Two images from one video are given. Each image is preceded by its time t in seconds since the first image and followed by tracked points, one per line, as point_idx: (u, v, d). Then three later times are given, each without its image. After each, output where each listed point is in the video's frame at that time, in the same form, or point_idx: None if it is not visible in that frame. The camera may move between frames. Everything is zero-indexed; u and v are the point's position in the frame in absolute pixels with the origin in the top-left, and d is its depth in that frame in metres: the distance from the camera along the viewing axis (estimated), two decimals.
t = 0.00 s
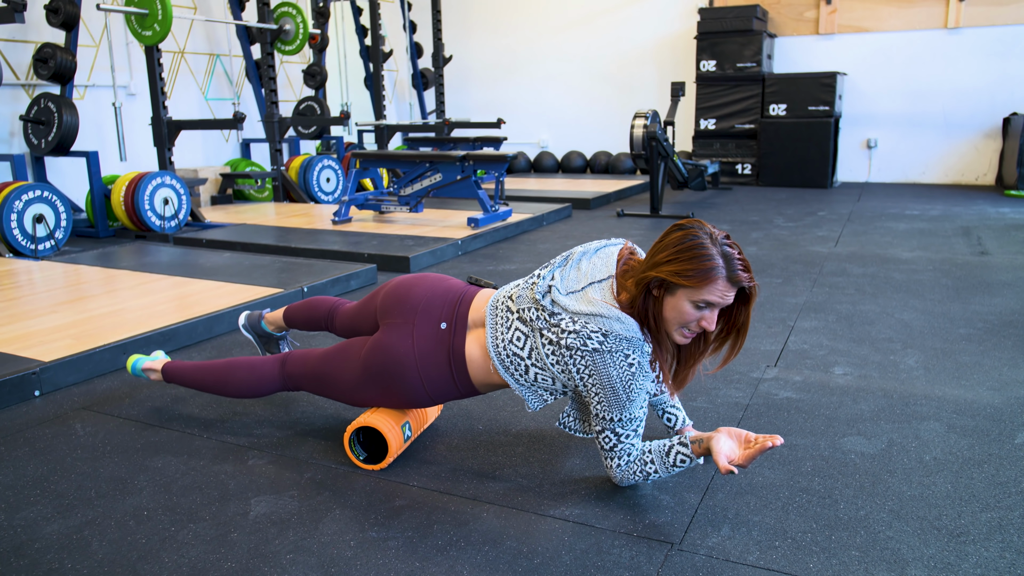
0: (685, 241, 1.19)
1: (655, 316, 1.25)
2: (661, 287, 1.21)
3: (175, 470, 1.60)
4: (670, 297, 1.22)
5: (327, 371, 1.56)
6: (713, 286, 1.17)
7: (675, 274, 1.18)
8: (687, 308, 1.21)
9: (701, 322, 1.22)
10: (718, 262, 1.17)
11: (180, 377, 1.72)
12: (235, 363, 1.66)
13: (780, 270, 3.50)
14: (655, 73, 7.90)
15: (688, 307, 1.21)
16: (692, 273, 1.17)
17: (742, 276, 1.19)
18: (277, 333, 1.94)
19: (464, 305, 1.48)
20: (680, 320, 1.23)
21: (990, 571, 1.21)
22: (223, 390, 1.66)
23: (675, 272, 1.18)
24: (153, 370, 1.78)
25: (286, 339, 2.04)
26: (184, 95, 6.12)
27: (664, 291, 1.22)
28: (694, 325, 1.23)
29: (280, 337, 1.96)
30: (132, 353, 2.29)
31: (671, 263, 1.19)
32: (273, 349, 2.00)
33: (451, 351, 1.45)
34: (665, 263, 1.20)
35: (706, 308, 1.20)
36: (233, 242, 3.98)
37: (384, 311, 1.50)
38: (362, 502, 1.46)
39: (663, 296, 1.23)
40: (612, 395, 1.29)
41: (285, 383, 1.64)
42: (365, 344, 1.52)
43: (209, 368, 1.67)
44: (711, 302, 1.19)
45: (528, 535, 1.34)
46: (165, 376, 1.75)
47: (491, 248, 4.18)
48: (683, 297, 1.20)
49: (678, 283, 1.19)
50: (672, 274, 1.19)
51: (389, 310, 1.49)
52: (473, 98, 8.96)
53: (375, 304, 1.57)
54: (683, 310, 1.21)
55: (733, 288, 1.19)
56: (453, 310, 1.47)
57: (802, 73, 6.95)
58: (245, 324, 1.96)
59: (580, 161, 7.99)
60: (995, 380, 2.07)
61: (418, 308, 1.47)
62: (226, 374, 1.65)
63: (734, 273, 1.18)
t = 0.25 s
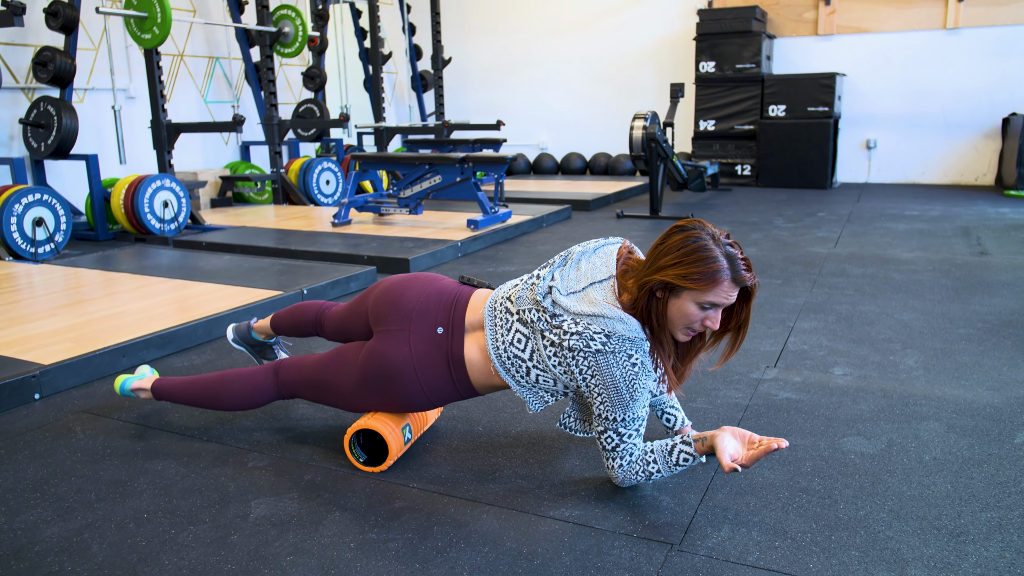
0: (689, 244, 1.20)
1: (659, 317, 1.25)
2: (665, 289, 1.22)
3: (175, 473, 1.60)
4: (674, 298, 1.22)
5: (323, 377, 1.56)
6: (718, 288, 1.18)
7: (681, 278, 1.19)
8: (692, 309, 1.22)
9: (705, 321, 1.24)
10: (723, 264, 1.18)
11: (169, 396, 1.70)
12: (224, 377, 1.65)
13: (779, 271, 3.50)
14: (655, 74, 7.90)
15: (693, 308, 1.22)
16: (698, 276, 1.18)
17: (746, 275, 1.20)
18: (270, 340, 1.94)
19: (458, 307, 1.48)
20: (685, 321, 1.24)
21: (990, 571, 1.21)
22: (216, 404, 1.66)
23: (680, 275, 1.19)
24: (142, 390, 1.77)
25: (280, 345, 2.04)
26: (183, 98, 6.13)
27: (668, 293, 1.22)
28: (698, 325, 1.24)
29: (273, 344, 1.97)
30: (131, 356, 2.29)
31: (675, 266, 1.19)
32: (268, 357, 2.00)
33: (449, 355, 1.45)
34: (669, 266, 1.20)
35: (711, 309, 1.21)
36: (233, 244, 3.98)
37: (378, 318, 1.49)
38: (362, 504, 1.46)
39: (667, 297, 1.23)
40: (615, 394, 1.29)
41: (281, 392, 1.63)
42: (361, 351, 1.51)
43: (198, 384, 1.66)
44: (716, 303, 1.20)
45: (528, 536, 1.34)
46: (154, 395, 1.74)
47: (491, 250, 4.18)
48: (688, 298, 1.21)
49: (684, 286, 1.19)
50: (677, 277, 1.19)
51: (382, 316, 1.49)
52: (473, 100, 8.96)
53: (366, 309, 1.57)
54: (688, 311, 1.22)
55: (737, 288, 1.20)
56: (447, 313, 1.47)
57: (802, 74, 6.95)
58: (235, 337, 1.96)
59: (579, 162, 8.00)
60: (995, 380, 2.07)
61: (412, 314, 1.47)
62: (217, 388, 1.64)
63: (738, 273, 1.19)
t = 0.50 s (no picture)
0: (691, 243, 1.20)
1: (661, 315, 1.26)
2: (668, 288, 1.22)
3: (176, 473, 1.60)
4: (677, 298, 1.23)
5: (325, 375, 1.56)
6: (721, 287, 1.19)
7: (684, 276, 1.19)
8: (695, 308, 1.22)
9: (709, 321, 1.24)
10: (726, 263, 1.19)
11: (169, 388, 1.69)
12: (226, 371, 1.64)
13: (779, 268, 3.50)
14: (654, 73, 7.90)
15: (697, 307, 1.22)
16: (701, 274, 1.18)
17: (749, 274, 1.21)
18: (272, 339, 1.94)
19: (464, 307, 1.48)
20: (689, 320, 1.24)
21: (991, 567, 1.21)
22: (216, 399, 1.65)
23: (683, 273, 1.19)
24: (140, 380, 1.75)
25: (282, 344, 2.03)
26: (182, 98, 6.13)
27: (671, 292, 1.22)
28: (702, 324, 1.24)
29: (275, 343, 1.97)
30: (131, 357, 2.29)
31: (678, 264, 1.20)
32: (269, 355, 1.99)
33: (453, 354, 1.45)
34: (672, 265, 1.21)
35: (715, 307, 1.21)
36: (233, 245, 3.98)
37: (383, 315, 1.49)
38: (362, 503, 1.46)
39: (671, 296, 1.24)
40: (617, 392, 1.29)
41: (282, 389, 1.63)
42: (365, 349, 1.51)
43: (199, 378, 1.65)
44: (719, 302, 1.21)
45: (528, 534, 1.34)
46: (153, 387, 1.72)
47: (490, 249, 4.18)
48: (692, 298, 1.21)
49: (687, 285, 1.20)
50: (680, 275, 1.20)
51: (387, 314, 1.49)
52: (472, 99, 8.96)
53: (372, 308, 1.57)
54: (692, 310, 1.22)
55: (739, 286, 1.21)
56: (453, 313, 1.47)
57: (800, 72, 6.95)
58: (239, 333, 1.94)
59: (579, 161, 8.00)
60: (995, 377, 2.07)
61: (418, 312, 1.47)
62: (218, 382, 1.63)
63: (742, 272, 1.20)
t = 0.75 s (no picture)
0: (710, 248, 1.20)
1: (678, 320, 1.25)
2: (685, 293, 1.22)
3: (177, 473, 1.60)
4: (694, 303, 1.22)
5: (341, 369, 1.56)
6: (738, 293, 1.18)
7: (702, 282, 1.19)
8: (712, 314, 1.22)
9: (726, 327, 1.23)
10: (745, 269, 1.18)
11: (190, 374, 1.71)
12: (245, 361, 1.65)
13: (781, 267, 3.50)
14: (654, 72, 7.90)
15: (714, 312, 1.21)
16: (719, 280, 1.18)
17: (768, 280, 1.21)
18: (284, 336, 1.95)
19: (483, 305, 1.48)
20: (705, 325, 1.24)
21: (993, 566, 1.20)
22: (234, 389, 1.66)
23: (701, 278, 1.19)
24: (162, 369, 1.78)
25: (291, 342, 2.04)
26: (183, 98, 6.13)
27: (688, 297, 1.22)
28: (718, 330, 1.24)
29: (285, 341, 1.97)
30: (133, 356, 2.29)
31: (696, 270, 1.20)
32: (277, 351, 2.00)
33: (469, 349, 1.44)
34: (690, 270, 1.20)
35: (732, 313, 1.21)
36: (234, 245, 3.98)
37: (402, 310, 1.50)
38: (363, 502, 1.46)
39: (688, 301, 1.23)
40: (625, 393, 1.29)
41: (298, 382, 1.64)
42: (382, 343, 1.51)
43: (218, 368, 1.67)
44: (737, 308, 1.21)
45: (529, 533, 1.34)
46: (175, 375, 1.74)
47: (491, 248, 4.18)
48: (709, 303, 1.21)
49: (705, 290, 1.19)
50: (698, 281, 1.19)
51: (405, 308, 1.49)
52: (473, 99, 8.96)
53: (390, 305, 1.58)
54: (709, 315, 1.22)
55: (758, 293, 1.20)
56: (471, 309, 1.48)
57: (801, 70, 6.95)
58: (252, 325, 1.96)
59: (579, 160, 7.99)
60: (997, 375, 2.07)
61: (436, 307, 1.47)
62: (236, 373, 1.64)
63: (760, 278, 1.19)
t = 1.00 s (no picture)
0: (739, 260, 1.19)
1: (700, 331, 1.25)
2: (710, 303, 1.21)
3: (178, 473, 1.60)
4: (718, 314, 1.22)
5: (361, 367, 1.56)
6: (763, 308, 1.18)
7: (727, 293, 1.18)
8: (735, 327, 1.21)
9: (748, 340, 1.22)
10: (772, 283, 1.18)
11: (207, 375, 1.73)
12: (262, 362, 1.66)
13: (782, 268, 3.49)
14: (656, 73, 7.90)
15: (736, 325, 1.21)
16: (744, 293, 1.17)
17: (795, 296, 1.19)
18: (293, 339, 1.96)
19: (504, 302, 1.48)
20: (727, 337, 1.23)
21: (995, 568, 1.20)
22: (251, 390, 1.67)
23: (726, 290, 1.18)
24: (182, 369, 1.79)
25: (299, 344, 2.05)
26: (185, 99, 6.14)
27: (713, 307, 1.22)
28: (740, 343, 1.23)
29: (293, 344, 1.98)
30: (134, 357, 2.29)
31: (722, 281, 1.19)
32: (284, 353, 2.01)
33: (491, 345, 1.43)
34: (716, 280, 1.20)
35: (755, 327, 1.20)
36: (235, 245, 3.99)
37: (423, 308, 1.50)
38: (364, 503, 1.46)
39: (711, 312, 1.23)
40: (637, 396, 1.29)
41: (315, 382, 1.64)
42: (402, 341, 1.51)
43: (236, 367, 1.67)
44: (761, 322, 1.20)
45: (530, 534, 1.34)
46: (194, 376, 1.76)
47: (493, 249, 4.18)
48: (733, 315, 1.20)
49: (729, 303, 1.19)
50: (724, 292, 1.19)
51: (427, 306, 1.50)
52: (474, 99, 8.97)
53: (411, 304, 1.58)
54: (731, 328, 1.21)
55: (784, 309, 1.19)
56: (492, 306, 1.47)
57: (803, 71, 6.94)
58: (260, 327, 1.96)
59: (581, 161, 7.99)
60: (999, 377, 2.06)
61: (457, 304, 1.47)
62: (254, 372, 1.65)
63: (787, 294, 1.18)
